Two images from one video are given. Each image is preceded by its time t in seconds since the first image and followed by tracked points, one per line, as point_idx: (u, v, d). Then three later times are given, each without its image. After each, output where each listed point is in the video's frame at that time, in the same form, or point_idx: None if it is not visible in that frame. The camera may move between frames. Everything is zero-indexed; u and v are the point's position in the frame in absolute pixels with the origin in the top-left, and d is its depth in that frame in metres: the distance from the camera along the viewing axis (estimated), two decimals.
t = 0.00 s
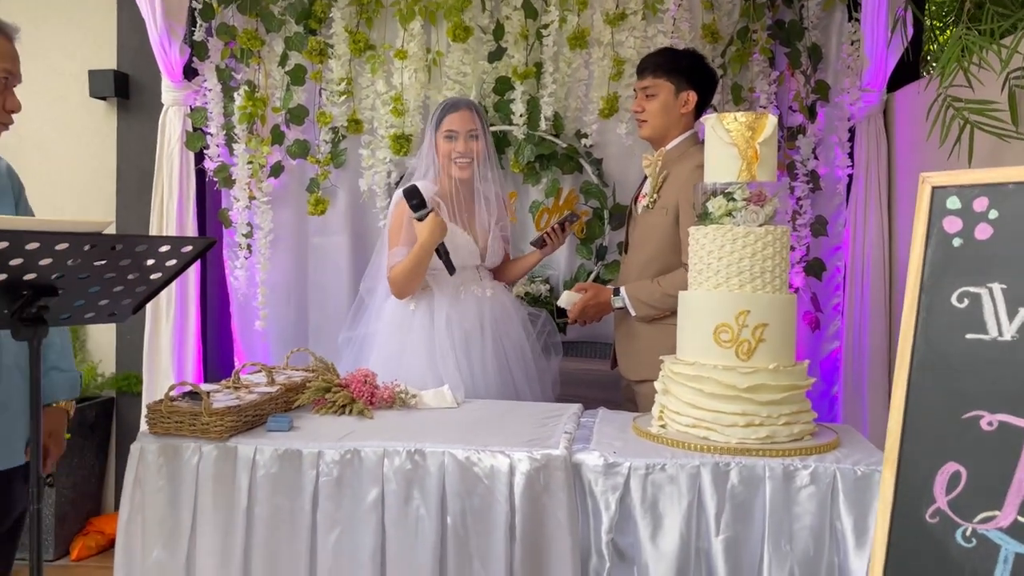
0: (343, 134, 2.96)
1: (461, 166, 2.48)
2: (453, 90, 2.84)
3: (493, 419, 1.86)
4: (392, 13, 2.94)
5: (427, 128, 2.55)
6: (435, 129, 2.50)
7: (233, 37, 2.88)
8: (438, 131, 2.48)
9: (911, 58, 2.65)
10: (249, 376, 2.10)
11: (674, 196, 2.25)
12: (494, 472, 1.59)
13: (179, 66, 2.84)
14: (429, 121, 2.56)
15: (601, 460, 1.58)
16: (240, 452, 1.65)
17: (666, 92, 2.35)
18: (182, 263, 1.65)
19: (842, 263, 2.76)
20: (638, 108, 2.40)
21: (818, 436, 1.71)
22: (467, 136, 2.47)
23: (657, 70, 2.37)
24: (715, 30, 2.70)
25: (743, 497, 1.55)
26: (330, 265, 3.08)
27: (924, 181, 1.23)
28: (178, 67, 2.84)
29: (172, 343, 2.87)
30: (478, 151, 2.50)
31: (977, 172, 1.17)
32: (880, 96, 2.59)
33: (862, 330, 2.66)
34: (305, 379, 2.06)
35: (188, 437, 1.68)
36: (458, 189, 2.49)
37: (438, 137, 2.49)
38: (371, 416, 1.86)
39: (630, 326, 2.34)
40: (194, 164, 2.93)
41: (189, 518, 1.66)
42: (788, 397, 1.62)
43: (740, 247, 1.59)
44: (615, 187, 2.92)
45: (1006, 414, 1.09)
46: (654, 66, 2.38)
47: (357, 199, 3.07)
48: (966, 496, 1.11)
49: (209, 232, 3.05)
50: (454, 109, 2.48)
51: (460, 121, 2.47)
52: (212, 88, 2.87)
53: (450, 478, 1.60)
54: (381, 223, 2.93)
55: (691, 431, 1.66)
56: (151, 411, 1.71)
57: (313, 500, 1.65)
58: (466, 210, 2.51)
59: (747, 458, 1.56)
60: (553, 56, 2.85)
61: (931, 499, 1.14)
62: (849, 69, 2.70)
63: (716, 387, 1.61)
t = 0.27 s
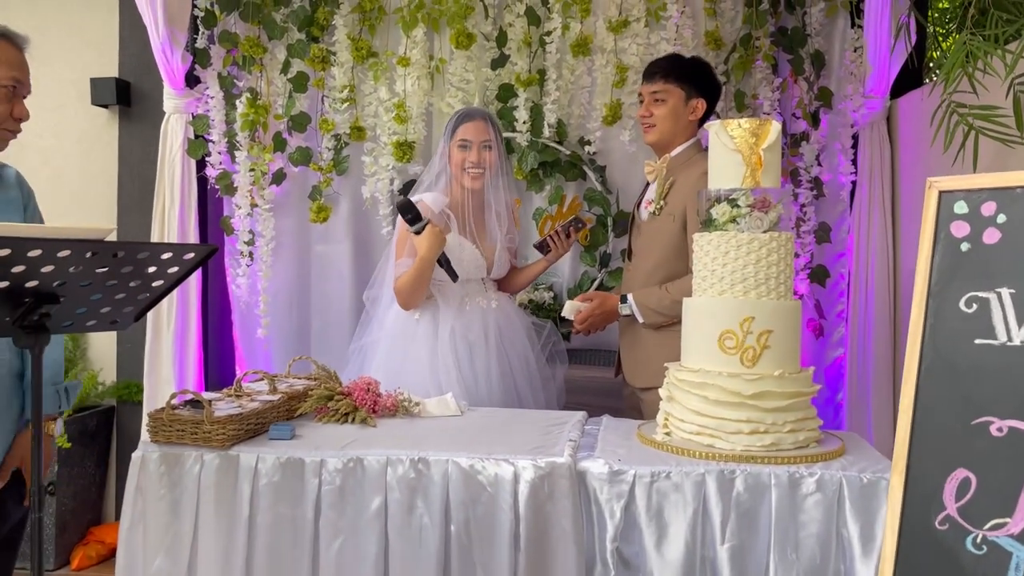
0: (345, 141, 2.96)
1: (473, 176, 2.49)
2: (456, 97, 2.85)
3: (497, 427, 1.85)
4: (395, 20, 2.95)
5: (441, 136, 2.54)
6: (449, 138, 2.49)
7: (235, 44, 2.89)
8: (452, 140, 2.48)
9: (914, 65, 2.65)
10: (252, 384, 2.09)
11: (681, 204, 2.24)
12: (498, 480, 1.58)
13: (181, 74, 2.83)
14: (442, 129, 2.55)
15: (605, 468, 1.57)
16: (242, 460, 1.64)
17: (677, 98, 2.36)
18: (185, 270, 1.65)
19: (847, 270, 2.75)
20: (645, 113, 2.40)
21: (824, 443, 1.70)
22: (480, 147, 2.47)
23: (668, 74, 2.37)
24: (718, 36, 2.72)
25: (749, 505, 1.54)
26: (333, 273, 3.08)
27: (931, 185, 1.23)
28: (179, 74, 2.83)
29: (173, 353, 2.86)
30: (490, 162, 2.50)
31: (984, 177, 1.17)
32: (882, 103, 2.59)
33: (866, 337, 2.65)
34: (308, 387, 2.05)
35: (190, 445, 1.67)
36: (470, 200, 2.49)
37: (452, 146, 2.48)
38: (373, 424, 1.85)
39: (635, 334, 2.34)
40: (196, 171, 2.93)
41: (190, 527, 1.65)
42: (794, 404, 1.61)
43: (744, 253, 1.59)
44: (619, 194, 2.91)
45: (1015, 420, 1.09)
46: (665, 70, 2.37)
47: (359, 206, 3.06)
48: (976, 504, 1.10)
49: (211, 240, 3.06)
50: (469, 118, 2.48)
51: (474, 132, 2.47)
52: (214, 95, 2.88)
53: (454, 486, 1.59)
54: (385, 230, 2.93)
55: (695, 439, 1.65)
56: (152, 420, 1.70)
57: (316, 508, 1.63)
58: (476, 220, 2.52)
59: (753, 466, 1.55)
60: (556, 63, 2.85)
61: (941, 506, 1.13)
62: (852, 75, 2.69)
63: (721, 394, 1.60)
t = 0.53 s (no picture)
0: (342, 149, 2.97)
1: (475, 183, 2.50)
2: (452, 106, 2.86)
3: (491, 433, 1.86)
4: (392, 29, 2.97)
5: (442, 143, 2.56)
6: (451, 145, 2.51)
7: (233, 52, 2.90)
8: (455, 147, 2.49)
9: (907, 76, 2.68)
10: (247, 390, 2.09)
11: (676, 214, 2.26)
12: (493, 486, 1.58)
13: (178, 81, 2.84)
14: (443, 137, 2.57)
15: (600, 475, 1.58)
16: (238, 466, 1.65)
17: (665, 107, 2.38)
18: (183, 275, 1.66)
19: (839, 278, 2.78)
20: (633, 121, 2.42)
21: (816, 451, 1.71)
22: (482, 155, 2.49)
23: (657, 83, 2.39)
24: (712, 47, 2.74)
25: (742, 512, 1.55)
26: (329, 281, 3.08)
27: (924, 195, 1.24)
28: (177, 82, 2.84)
29: (168, 357, 2.86)
30: (491, 170, 2.53)
31: (975, 187, 1.19)
32: (875, 113, 2.61)
33: (858, 346, 2.67)
34: (303, 393, 2.05)
35: (185, 450, 1.67)
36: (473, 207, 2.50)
37: (453, 154, 2.50)
38: (368, 430, 1.86)
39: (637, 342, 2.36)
40: (192, 178, 2.93)
41: (185, 533, 1.65)
42: (787, 411, 1.62)
43: (738, 261, 1.60)
44: (614, 203, 2.93)
45: (1008, 428, 1.10)
46: (653, 80, 2.39)
47: (355, 213, 3.07)
48: (969, 510, 1.11)
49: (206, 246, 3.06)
50: (471, 126, 2.49)
51: (477, 140, 2.49)
52: (211, 102, 2.89)
53: (449, 492, 1.60)
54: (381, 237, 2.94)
55: (689, 446, 1.66)
56: (148, 425, 1.69)
57: (312, 514, 1.64)
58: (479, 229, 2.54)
59: (746, 473, 1.56)
60: (552, 72, 2.87)
61: (934, 512, 1.14)
62: (844, 86, 2.72)
63: (715, 401, 1.61)
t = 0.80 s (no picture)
0: (338, 153, 2.97)
1: (460, 183, 2.51)
2: (448, 109, 2.86)
3: (488, 439, 1.85)
4: (388, 33, 2.96)
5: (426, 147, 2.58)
6: (435, 147, 2.53)
7: (228, 55, 2.90)
8: (438, 148, 2.52)
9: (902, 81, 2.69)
10: (242, 395, 2.08)
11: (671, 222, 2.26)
12: (490, 491, 1.58)
13: (173, 84, 2.83)
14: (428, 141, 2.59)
15: (598, 479, 1.57)
16: (233, 470, 1.63)
17: (638, 115, 2.38)
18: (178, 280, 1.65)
19: (835, 283, 2.77)
20: (608, 131, 2.42)
21: (814, 456, 1.70)
22: (466, 154, 2.51)
23: (627, 93, 2.39)
24: (709, 52, 2.75)
25: (740, 516, 1.54)
26: (324, 285, 3.07)
27: (923, 199, 1.24)
28: (172, 85, 2.83)
29: (162, 361, 2.85)
30: (476, 168, 2.53)
31: (975, 191, 1.19)
32: (871, 118, 2.63)
33: (854, 350, 2.67)
34: (299, 398, 2.04)
35: (180, 455, 1.66)
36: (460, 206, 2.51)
37: (437, 155, 2.52)
38: (365, 435, 1.85)
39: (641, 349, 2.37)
40: (187, 181, 2.92)
41: (179, 539, 1.64)
42: (785, 416, 1.62)
43: (736, 266, 1.60)
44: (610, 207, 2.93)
45: (1008, 432, 1.10)
46: (624, 89, 2.39)
47: (351, 216, 3.06)
48: (969, 515, 1.11)
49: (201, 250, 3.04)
50: (454, 127, 2.52)
51: (459, 139, 2.51)
52: (207, 106, 2.88)
53: (446, 497, 1.59)
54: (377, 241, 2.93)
55: (686, 450, 1.66)
56: (142, 430, 1.68)
57: (307, 519, 1.62)
58: (472, 227, 2.55)
59: (744, 478, 1.56)
60: (549, 76, 2.87)
61: (934, 517, 1.14)
62: (840, 91, 2.73)
63: (712, 406, 1.60)
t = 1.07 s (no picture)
0: (341, 158, 2.97)
1: (460, 186, 2.51)
2: (452, 114, 2.87)
3: (493, 444, 1.85)
4: (391, 38, 2.97)
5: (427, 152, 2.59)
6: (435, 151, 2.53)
7: (232, 61, 2.90)
8: (439, 152, 2.52)
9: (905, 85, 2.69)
10: (247, 400, 2.08)
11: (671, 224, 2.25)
12: (496, 497, 1.58)
13: (177, 90, 2.84)
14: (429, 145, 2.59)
15: (603, 485, 1.57)
16: (238, 477, 1.64)
17: (638, 119, 2.38)
18: (183, 287, 1.65)
19: (839, 287, 2.77)
20: (610, 136, 2.43)
21: (819, 460, 1.70)
22: (465, 157, 2.51)
23: (628, 98, 2.39)
24: (711, 56, 2.75)
25: (745, 521, 1.54)
26: (327, 290, 3.07)
27: (930, 205, 1.25)
28: (175, 90, 2.84)
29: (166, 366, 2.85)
30: (475, 171, 2.54)
31: (982, 197, 1.19)
32: (874, 121, 2.64)
33: (858, 354, 2.67)
34: (304, 404, 2.05)
35: (186, 461, 1.67)
36: (461, 209, 2.51)
37: (437, 159, 2.53)
38: (369, 441, 1.85)
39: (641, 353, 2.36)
40: (190, 187, 2.93)
41: (184, 545, 1.64)
42: (790, 421, 1.62)
43: (740, 271, 1.60)
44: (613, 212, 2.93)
45: (1016, 437, 1.10)
46: (625, 94, 2.39)
47: (354, 221, 3.07)
48: (978, 521, 1.11)
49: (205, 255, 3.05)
50: (453, 130, 2.52)
51: (458, 142, 2.51)
52: (210, 111, 2.89)
53: (451, 502, 1.59)
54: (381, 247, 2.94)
55: (691, 455, 1.66)
56: (148, 436, 1.69)
57: (313, 525, 1.62)
58: (473, 230, 2.54)
59: (749, 483, 1.56)
60: (551, 81, 2.88)
61: (943, 523, 1.14)
62: (844, 95, 2.74)
63: (717, 411, 1.60)
